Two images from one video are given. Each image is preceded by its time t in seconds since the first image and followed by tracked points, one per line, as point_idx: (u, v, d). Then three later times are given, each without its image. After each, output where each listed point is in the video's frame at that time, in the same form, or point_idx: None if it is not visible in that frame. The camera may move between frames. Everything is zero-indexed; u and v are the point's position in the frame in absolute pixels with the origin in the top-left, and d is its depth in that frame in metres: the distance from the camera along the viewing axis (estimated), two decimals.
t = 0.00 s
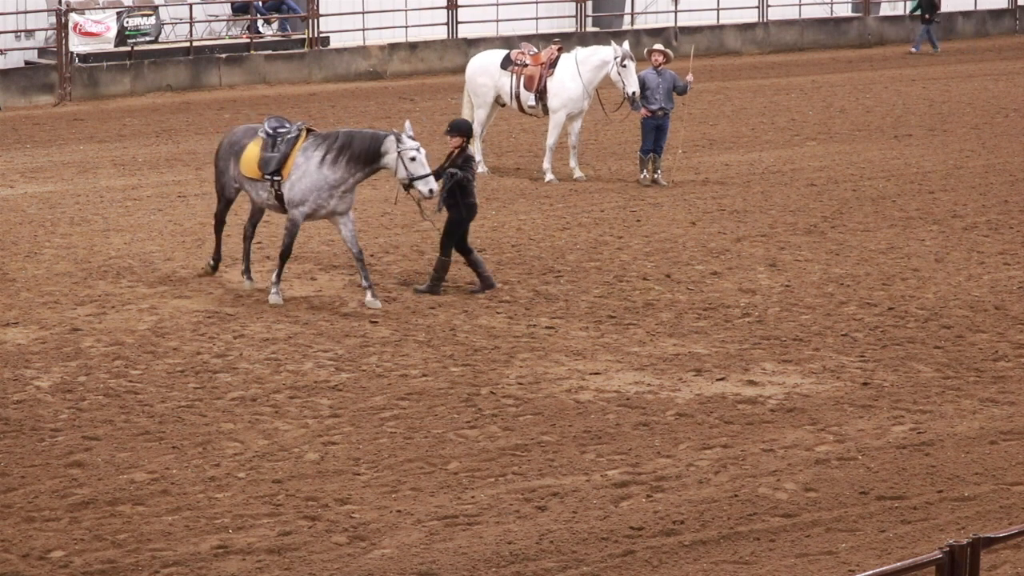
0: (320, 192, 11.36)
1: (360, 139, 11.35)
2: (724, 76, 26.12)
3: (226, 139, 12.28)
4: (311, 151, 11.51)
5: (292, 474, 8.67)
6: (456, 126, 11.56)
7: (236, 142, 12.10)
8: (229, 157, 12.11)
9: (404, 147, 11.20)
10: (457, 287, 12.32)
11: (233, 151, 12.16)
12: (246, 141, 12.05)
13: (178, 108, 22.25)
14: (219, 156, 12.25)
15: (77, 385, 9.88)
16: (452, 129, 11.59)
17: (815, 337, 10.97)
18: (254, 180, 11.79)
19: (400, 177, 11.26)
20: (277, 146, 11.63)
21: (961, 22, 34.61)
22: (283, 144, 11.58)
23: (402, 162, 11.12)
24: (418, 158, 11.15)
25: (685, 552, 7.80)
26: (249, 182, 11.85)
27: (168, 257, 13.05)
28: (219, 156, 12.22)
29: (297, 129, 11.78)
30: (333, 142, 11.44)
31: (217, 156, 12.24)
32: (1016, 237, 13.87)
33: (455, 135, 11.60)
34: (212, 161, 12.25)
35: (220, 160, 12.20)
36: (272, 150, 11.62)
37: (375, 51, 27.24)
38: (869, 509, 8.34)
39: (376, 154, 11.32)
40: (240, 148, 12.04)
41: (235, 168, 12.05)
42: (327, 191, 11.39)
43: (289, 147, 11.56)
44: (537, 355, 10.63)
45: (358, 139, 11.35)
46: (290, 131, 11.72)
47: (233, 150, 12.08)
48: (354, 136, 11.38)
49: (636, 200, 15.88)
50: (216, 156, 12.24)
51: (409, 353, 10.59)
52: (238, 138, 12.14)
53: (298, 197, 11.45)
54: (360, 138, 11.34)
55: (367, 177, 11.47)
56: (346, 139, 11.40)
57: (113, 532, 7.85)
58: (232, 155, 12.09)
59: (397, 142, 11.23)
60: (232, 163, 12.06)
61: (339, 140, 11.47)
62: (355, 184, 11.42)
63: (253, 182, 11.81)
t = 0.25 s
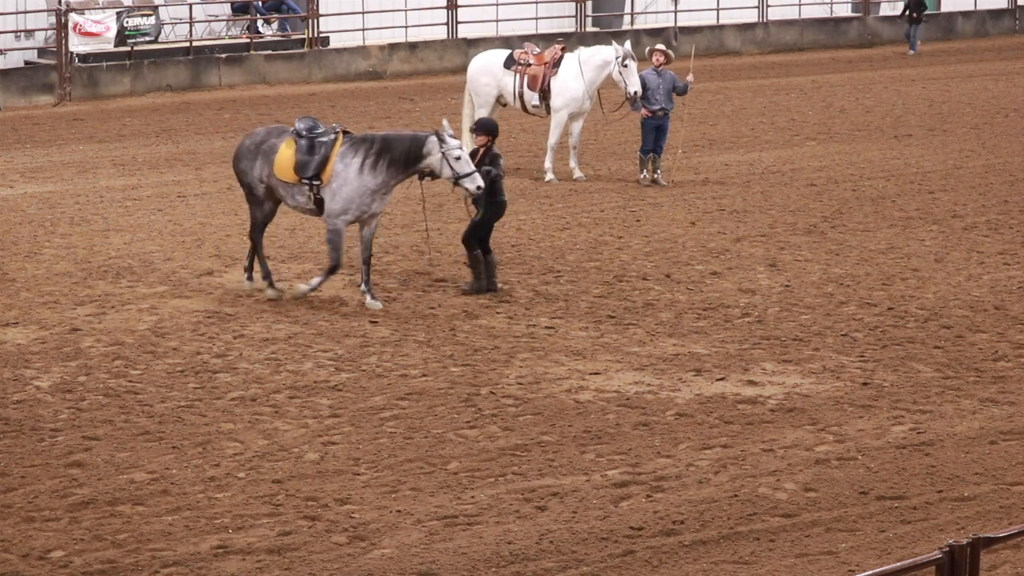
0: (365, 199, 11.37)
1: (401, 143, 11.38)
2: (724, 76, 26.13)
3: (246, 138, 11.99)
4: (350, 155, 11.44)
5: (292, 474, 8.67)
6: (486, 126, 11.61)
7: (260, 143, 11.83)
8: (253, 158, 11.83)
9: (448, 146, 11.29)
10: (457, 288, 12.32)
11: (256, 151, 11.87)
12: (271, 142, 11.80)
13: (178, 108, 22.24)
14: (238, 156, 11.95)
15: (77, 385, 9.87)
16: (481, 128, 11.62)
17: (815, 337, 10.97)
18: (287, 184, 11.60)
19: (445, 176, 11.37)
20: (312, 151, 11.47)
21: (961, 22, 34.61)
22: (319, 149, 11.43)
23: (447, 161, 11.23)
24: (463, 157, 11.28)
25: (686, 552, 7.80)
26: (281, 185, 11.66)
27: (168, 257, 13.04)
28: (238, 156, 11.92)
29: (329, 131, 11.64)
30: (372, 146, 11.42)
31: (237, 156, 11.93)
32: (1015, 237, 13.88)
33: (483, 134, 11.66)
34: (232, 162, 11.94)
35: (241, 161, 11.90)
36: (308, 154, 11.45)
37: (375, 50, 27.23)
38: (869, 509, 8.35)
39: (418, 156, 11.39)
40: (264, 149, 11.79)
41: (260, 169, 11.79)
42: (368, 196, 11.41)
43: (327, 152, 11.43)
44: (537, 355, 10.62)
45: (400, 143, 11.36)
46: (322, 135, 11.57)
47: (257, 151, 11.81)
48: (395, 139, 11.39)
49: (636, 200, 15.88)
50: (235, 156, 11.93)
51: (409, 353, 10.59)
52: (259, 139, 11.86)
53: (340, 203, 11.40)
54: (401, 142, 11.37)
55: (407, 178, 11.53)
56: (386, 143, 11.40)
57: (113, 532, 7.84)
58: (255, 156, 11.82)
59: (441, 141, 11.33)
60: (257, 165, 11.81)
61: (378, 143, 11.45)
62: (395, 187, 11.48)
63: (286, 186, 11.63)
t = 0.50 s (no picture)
0: (407, 198, 11.41)
1: (439, 141, 11.44)
2: (724, 76, 26.13)
3: (262, 144, 11.68)
4: (388, 156, 11.45)
5: (291, 474, 8.67)
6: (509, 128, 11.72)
7: (283, 149, 11.58)
8: (275, 164, 11.57)
9: (486, 149, 11.36)
10: (457, 288, 12.32)
11: (277, 157, 11.60)
12: (295, 147, 11.58)
13: (177, 108, 22.24)
14: (254, 163, 11.63)
15: (77, 385, 9.87)
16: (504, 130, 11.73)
17: (814, 337, 10.97)
18: (320, 188, 11.44)
19: (483, 181, 11.46)
20: (348, 153, 11.39)
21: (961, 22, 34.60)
22: (357, 151, 11.37)
23: (488, 165, 11.29)
24: (502, 162, 11.35)
25: (685, 552, 7.81)
26: (310, 190, 11.48)
27: (167, 257, 13.04)
28: (256, 163, 11.60)
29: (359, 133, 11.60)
30: (410, 145, 11.45)
31: (255, 163, 11.62)
32: (1015, 237, 13.88)
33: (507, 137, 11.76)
34: (251, 168, 11.62)
35: (260, 167, 11.60)
36: (345, 156, 11.35)
37: (375, 51, 27.25)
38: (868, 509, 8.36)
39: (456, 154, 11.46)
40: (289, 154, 11.55)
41: (284, 175, 11.56)
42: (409, 195, 11.44)
43: (366, 154, 11.38)
44: (536, 355, 10.62)
45: (438, 142, 11.42)
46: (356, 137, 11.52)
47: (281, 157, 11.56)
48: (433, 138, 11.44)
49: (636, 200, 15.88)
50: (253, 164, 11.62)
51: (409, 353, 10.58)
52: (280, 144, 11.60)
53: (381, 204, 11.39)
54: (440, 141, 11.43)
55: (443, 177, 11.61)
56: (425, 142, 11.45)
57: (113, 532, 7.85)
58: (279, 162, 11.57)
59: (480, 146, 11.35)
60: (282, 171, 11.56)
61: (415, 142, 11.49)
62: (433, 186, 11.55)
63: (318, 190, 11.47)
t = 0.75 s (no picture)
0: (444, 197, 11.38)
1: (474, 138, 11.46)
2: (718, 76, 26.10)
3: (287, 143, 11.53)
4: (424, 155, 11.45)
5: (285, 473, 8.67)
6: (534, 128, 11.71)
7: (314, 148, 11.48)
8: (305, 163, 11.45)
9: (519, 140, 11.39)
10: (451, 288, 12.31)
11: (306, 157, 11.48)
12: (327, 147, 11.50)
13: (172, 108, 22.24)
14: (281, 162, 11.49)
15: (71, 385, 9.87)
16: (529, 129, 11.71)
17: (808, 336, 10.96)
18: (355, 187, 11.38)
19: (516, 171, 11.46)
20: (384, 153, 11.38)
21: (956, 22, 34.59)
22: (394, 150, 11.36)
23: (520, 155, 11.31)
24: (535, 152, 11.37)
25: (680, 552, 7.82)
26: (344, 188, 11.43)
27: (162, 257, 13.04)
28: (284, 162, 11.46)
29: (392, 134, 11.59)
30: (446, 145, 11.47)
31: (282, 162, 11.48)
32: (1009, 236, 13.87)
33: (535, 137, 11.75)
34: (278, 167, 11.48)
35: (288, 166, 11.46)
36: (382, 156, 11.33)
37: (369, 51, 27.26)
38: (863, 508, 8.36)
39: (491, 151, 11.48)
40: (320, 154, 11.46)
41: (315, 174, 11.46)
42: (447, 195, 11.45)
43: (403, 154, 11.37)
44: (530, 354, 10.61)
45: (473, 139, 11.44)
46: (390, 137, 11.51)
47: (312, 157, 11.45)
48: (469, 136, 11.47)
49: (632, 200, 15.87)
50: (281, 163, 11.48)
51: (403, 353, 10.57)
52: (310, 144, 11.48)
53: (418, 202, 11.37)
54: (475, 138, 11.46)
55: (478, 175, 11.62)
56: (460, 141, 11.47)
57: (107, 531, 7.85)
58: (309, 161, 11.46)
59: (514, 138, 11.39)
60: (313, 170, 11.45)
61: (450, 142, 11.52)
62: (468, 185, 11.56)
63: (352, 189, 11.40)
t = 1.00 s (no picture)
0: (472, 195, 11.42)
1: (506, 142, 11.50)
2: (705, 75, 26.08)
3: (307, 153, 11.38)
4: (452, 155, 11.47)
5: (273, 473, 8.67)
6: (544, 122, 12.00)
7: (336, 155, 11.36)
8: (330, 171, 11.34)
9: (553, 152, 11.49)
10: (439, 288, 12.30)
11: (329, 167, 11.35)
12: (350, 152, 11.42)
13: (159, 108, 22.23)
14: (301, 171, 11.33)
15: (58, 385, 9.87)
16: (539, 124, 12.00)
17: (795, 336, 10.96)
18: (383, 190, 11.33)
19: (546, 183, 11.56)
20: (411, 153, 11.37)
21: (943, 22, 34.56)
22: (422, 151, 11.37)
23: (554, 168, 11.42)
24: (567, 167, 11.50)
25: (667, 551, 7.82)
26: (371, 193, 11.34)
27: (149, 256, 13.04)
28: (306, 171, 11.32)
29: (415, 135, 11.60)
30: (475, 146, 11.49)
31: (304, 172, 11.32)
32: (995, 236, 13.88)
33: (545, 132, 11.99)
34: (299, 177, 11.32)
35: (310, 176, 11.33)
36: (409, 157, 11.32)
37: (356, 50, 27.22)
38: (850, 508, 8.36)
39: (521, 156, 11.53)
40: (345, 160, 11.37)
41: (340, 181, 11.36)
42: (473, 195, 11.48)
43: (431, 154, 11.38)
44: (518, 354, 10.61)
45: (504, 140, 11.47)
46: (416, 138, 11.52)
47: (336, 164, 11.34)
48: (499, 137, 11.50)
49: (622, 199, 15.87)
50: (303, 173, 11.32)
51: (390, 353, 10.56)
52: (333, 153, 11.36)
53: (447, 200, 11.38)
54: (505, 140, 11.49)
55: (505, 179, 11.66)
56: (489, 141, 11.50)
57: (94, 532, 7.85)
58: (333, 168, 11.35)
59: (548, 149, 11.47)
60: (339, 177, 11.36)
61: (478, 142, 11.55)
62: (494, 185, 11.59)
63: (379, 192, 11.35)
